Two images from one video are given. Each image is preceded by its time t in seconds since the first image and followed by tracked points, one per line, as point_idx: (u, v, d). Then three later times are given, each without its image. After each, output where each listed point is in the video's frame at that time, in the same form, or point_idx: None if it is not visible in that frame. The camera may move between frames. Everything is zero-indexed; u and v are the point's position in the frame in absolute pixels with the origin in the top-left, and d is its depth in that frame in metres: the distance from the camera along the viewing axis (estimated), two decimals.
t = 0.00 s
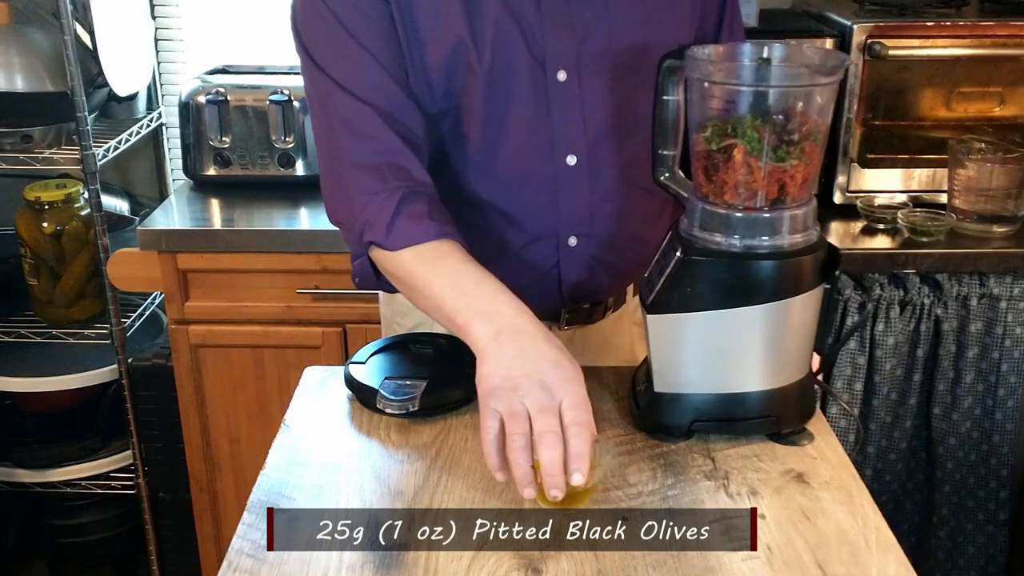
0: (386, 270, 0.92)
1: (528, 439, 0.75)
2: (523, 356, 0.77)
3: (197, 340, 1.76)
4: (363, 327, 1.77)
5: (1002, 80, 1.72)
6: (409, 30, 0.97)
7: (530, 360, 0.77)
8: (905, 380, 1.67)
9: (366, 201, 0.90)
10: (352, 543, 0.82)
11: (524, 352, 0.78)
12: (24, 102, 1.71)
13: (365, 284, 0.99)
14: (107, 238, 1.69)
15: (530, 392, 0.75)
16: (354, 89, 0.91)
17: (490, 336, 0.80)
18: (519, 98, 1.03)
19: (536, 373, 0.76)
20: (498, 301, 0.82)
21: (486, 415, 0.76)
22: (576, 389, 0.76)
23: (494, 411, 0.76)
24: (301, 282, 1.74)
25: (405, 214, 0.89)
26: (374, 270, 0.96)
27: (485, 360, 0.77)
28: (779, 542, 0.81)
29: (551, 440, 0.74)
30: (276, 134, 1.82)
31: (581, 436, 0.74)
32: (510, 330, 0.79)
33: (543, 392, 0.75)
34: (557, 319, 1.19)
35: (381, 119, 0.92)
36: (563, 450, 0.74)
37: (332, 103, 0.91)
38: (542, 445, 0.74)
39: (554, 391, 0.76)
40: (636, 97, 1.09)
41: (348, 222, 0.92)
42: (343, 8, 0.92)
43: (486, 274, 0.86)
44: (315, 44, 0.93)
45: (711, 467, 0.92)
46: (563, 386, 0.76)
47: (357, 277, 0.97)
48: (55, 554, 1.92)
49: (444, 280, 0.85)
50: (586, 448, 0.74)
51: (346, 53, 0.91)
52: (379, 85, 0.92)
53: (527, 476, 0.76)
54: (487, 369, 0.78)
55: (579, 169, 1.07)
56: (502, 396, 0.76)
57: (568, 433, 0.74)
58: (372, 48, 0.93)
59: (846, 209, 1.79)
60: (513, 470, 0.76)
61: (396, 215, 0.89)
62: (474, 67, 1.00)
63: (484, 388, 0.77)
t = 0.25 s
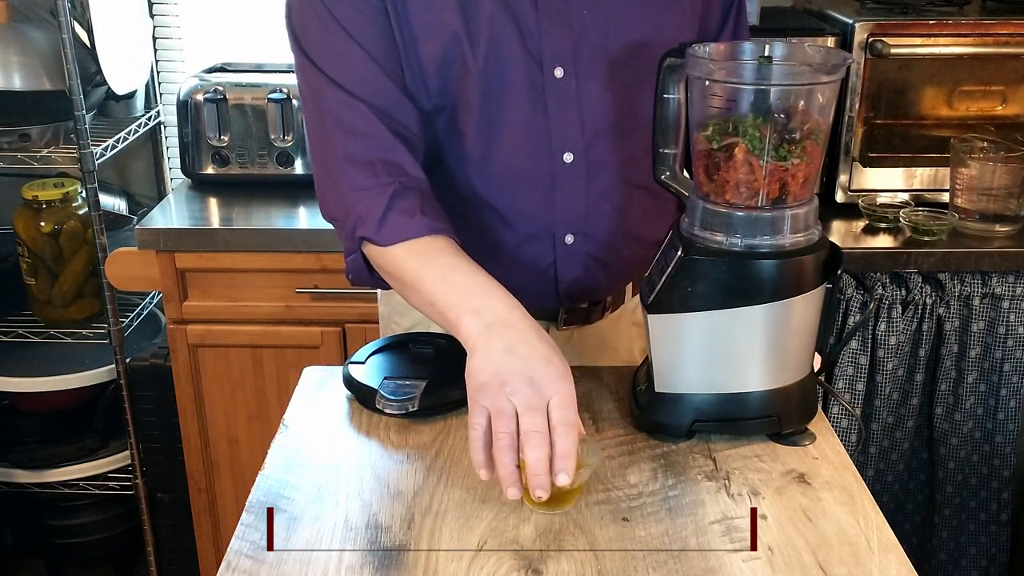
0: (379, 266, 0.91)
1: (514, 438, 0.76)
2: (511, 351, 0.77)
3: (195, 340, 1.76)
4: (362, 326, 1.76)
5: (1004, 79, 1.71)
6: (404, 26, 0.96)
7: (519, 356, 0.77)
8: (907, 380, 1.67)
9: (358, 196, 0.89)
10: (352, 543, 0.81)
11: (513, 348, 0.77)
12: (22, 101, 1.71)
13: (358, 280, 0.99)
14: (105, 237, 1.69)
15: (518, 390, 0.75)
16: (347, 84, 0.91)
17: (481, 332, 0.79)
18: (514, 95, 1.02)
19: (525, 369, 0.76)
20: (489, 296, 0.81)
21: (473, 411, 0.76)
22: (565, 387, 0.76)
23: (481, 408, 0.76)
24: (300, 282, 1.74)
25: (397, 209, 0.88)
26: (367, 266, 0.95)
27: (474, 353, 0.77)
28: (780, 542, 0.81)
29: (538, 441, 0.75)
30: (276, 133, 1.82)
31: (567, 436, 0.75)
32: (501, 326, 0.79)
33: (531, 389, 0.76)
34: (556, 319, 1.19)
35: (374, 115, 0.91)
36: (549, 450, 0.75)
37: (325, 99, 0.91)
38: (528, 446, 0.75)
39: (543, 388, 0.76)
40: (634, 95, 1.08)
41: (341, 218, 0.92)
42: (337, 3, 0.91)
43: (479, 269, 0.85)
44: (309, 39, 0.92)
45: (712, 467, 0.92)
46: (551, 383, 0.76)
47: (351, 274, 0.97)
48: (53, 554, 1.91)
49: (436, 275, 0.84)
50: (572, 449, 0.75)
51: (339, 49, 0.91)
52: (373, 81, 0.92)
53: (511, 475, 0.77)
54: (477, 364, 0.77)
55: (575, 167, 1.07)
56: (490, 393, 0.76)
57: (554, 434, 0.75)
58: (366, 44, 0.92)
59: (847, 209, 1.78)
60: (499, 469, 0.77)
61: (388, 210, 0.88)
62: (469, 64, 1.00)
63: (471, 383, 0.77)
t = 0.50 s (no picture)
0: (374, 264, 0.91)
1: (501, 440, 0.77)
2: (504, 352, 0.78)
3: (195, 340, 1.76)
4: (362, 326, 1.76)
5: (1004, 79, 1.71)
6: (400, 24, 0.96)
7: (509, 358, 0.77)
8: (907, 380, 1.67)
9: (354, 195, 0.90)
10: (351, 543, 0.81)
11: (503, 349, 0.78)
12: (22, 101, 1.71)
13: (354, 278, 0.99)
14: (105, 237, 1.68)
15: (505, 392, 0.76)
16: (343, 83, 0.91)
17: (473, 332, 0.80)
18: (509, 94, 1.02)
19: (513, 370, 0.77)
20: (482, 295, 0.82)
21: (460, 411, 0.78)
22: (552, 387, 0.77)
23: (469, 407, 0.78)
24: (300, 282, 1.74)
25: (391, 208, 0.88)
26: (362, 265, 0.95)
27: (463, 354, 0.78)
28: (780, 542, 0.81)
29: (522, 442, 0.75)
30: (276, 133, 1.82)
31: (553, 439, 0.76)
32: (492, 326, 0.79)
33: (517, 389, 0.76)
34: (554, 318, 1.20)
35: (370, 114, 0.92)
36: (534, 452, 0.76)
37: (320, 97, 0.91)
38: (513, 447, 0.76)
39: (530, 388, 0.76)
40: (632, 93, 1.07)
41: (337, 217, 0.92)
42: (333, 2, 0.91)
43: (470, 268, 0.86)
44: (304, 37, 0.92)
45: (712, 467, 0.92)
46: (538, 384, 0.76)
47: (348, 272, 0.97)
48: (53, 554, 1.91)
49: (428, 275, 0.85)
50: (557, 452, 0.76)
51: (336, 48, 0.91)
52: (369, 80, 0.92)
53: (498, 476, 0.78)
54: (467, 365, 0.78)
55: (573, 166, 1.07)
56: (477, 393, 0.77)
57: (540, 434, 0.76)
58: (362, 42, 0.92)
59: (847, 209, 1.78)
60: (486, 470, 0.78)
61: (382, 209, 0.88)
62: (464, 63, 1.00)
63: (460, 383, 0.78)
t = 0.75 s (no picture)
0: (373, 266, 0.91)
1: (499, 440, 0.77)
2: (504, 352, 0.78)
3: (196, 340, 1.76)
4: (362, 326, 1.76)
5: (1004, 79, 1.71)
6: (398, 28, 0.96)
7: (508, 359, 0.77)
8: (907, 380, 1.67)
9: (352, 197, 0.90)
10: (351, 543, 0.81)
11: (503, 350, 0.78)
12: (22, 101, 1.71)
13: (353, 279, 0.99)
14: (105, 237, 1.68)
15: (504, 393, 0.76)
16: (341, 87, 0.91)
17: (472, 332, 0.80)
18: (508, 97, 1.02)
19: (511, 371, 0.77)
20: (481, 297, 0.82)
21: (459, 411, 0.78)
22: (550, 388, 0.77)
23: (468, 407, 0.78)
24: (300, 282, 1.74)
25: (390, 210, 0.88)
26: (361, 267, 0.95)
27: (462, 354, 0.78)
28: (780, 542, 0.81)
29: (519, 443, 0.75)
30: (276, 133, 1.82)
31: (551, 440, 0.76)
32: (491, 326, 0.80)
33: (515, 389, 0.76)
34: (554, 316, 1.19)
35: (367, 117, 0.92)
36: (532, 453, 0.76)
37: (318, 100, 0.91)
38: (510, 448, 0.76)
39: (528, 388, 0.77)
40: (631, 96, 1.07)
41: (335, 219, 0.92)
42: (331, 5, 0.91)
43: (469, 269, 0.85)
44: (303, 39, 0.92)
45: (712, 467, 0.92)
46: (537, 385, 0.76)
47: (346, 274, 0.97)
48: (53, 554, 1.91)
49: (427, 277, 0.85)
50: (555, 453, 0.76)
51: (334, 51, 0.91)
52: (367, 83, 0.92)
53: (496, 476, 0.78)
54: (466, 365, 0.78)
55: (571, 170, 1.07)
56: (476, 393, 0.77)
57: (538, 435, 0.76)
58: (360, 45, 0.92)
59: (847, 209, 1.78)
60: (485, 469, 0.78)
61: (381, 211, 0.88)
62: (463, 66, 1.00)
63: (459, 384, 0.79)
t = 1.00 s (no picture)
0: (376, 269, 0.91)
1: (498, 440, 0.77)
2: (504, 351, 0.78)
3: (195, 340, 1.76)
4: (362, 326, 1.76)
5: (1004, 79, 1.71)
6: (402, 31, 0.96)
7: (507, 359, 0.77)
8: (907, 380, 1.67)
9: (354, 200, 0.90)
10: (351, 544, 0.81)
11: (502, 349, 0.78)
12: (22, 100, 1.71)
13: (357, 282, 0.99)
14: (105, 237, 1.68)
15: (504, 393, 0.76)
16: (345, 90, 0.91)
17: (472, 332, 0.80)
18: (512, 100, 1.02)
19: (511, 370, 0.77)
20: (481, 297, 0.82)
21: (458, 411, 0.78)
22: (549, 388, 0.77)
23: (467, 407, 0.78)
24: (301, 282, 1.74)
25: (392, 212, 0.88)
26: (365, 269, 0.95)
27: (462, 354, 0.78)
28: (780, 542, 0.81)
29: (518, 443, 0.76)
30: (276, 133, 1.82)
31: (550, 440, 0.76)
32: (491, 326, 0.80)
33: (514, 389, 0.76)
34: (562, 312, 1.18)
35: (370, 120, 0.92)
36: (531, 453, 0.76)
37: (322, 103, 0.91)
38: (509, 448, 0.76)
39: (526, 388, 0.77)
40: (636, 97, 1.07)
41: (337, 222, 0.92)
42: (336, 8, 0.91)
43: (469, 270, 0.85)
44: (307, 42, 0.92)
45: (713, 468, 0.92)
46: (536, 385, 0.76)
47: (349, 276, 0.97)
48: (53, 554, 1.91)
49: (428, 277, 0.84)
50: (554, 453, 0.76)
51: (338, 54, 0.91)
52: (371, 86, 0.92)
53: (495, 476, 0.79)
54: (466, 365, 0.78)
55: (576, 173, 1.07)
56: (476, 393, 0.77)
57: (537, 435, 0.76)
58: (364, 48, 0.92)
59: (847, 209, 1.78)
60: (484, 469, 0.79)
61: (383, 214, 0.88)
62: (467, 70, 1.00)
63: (459, 383, 0.79)
